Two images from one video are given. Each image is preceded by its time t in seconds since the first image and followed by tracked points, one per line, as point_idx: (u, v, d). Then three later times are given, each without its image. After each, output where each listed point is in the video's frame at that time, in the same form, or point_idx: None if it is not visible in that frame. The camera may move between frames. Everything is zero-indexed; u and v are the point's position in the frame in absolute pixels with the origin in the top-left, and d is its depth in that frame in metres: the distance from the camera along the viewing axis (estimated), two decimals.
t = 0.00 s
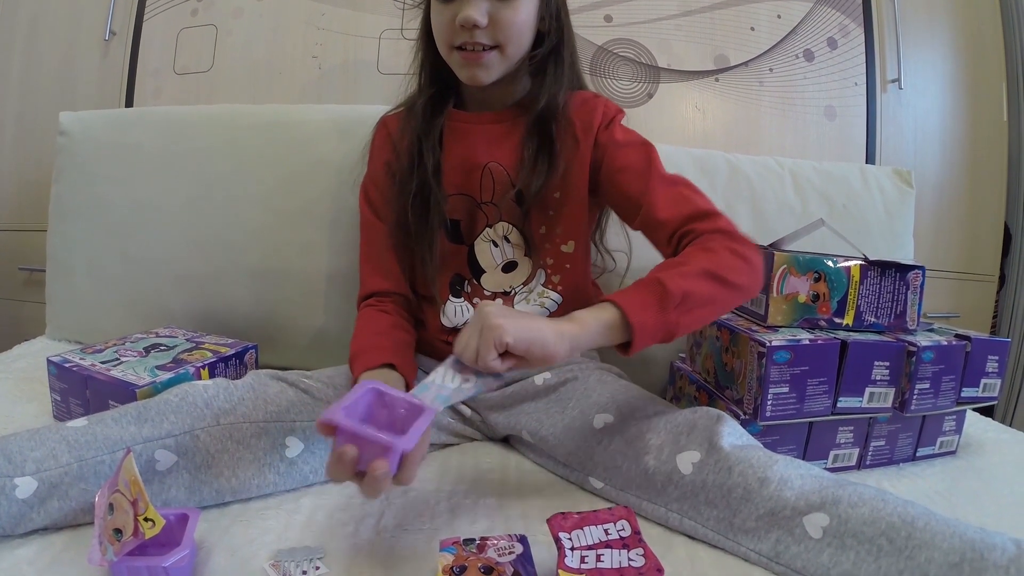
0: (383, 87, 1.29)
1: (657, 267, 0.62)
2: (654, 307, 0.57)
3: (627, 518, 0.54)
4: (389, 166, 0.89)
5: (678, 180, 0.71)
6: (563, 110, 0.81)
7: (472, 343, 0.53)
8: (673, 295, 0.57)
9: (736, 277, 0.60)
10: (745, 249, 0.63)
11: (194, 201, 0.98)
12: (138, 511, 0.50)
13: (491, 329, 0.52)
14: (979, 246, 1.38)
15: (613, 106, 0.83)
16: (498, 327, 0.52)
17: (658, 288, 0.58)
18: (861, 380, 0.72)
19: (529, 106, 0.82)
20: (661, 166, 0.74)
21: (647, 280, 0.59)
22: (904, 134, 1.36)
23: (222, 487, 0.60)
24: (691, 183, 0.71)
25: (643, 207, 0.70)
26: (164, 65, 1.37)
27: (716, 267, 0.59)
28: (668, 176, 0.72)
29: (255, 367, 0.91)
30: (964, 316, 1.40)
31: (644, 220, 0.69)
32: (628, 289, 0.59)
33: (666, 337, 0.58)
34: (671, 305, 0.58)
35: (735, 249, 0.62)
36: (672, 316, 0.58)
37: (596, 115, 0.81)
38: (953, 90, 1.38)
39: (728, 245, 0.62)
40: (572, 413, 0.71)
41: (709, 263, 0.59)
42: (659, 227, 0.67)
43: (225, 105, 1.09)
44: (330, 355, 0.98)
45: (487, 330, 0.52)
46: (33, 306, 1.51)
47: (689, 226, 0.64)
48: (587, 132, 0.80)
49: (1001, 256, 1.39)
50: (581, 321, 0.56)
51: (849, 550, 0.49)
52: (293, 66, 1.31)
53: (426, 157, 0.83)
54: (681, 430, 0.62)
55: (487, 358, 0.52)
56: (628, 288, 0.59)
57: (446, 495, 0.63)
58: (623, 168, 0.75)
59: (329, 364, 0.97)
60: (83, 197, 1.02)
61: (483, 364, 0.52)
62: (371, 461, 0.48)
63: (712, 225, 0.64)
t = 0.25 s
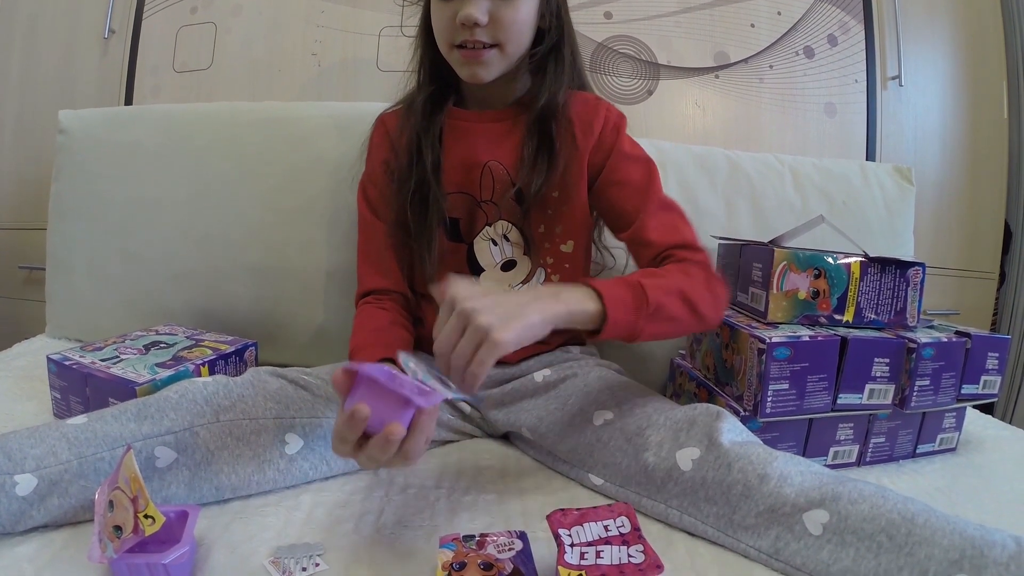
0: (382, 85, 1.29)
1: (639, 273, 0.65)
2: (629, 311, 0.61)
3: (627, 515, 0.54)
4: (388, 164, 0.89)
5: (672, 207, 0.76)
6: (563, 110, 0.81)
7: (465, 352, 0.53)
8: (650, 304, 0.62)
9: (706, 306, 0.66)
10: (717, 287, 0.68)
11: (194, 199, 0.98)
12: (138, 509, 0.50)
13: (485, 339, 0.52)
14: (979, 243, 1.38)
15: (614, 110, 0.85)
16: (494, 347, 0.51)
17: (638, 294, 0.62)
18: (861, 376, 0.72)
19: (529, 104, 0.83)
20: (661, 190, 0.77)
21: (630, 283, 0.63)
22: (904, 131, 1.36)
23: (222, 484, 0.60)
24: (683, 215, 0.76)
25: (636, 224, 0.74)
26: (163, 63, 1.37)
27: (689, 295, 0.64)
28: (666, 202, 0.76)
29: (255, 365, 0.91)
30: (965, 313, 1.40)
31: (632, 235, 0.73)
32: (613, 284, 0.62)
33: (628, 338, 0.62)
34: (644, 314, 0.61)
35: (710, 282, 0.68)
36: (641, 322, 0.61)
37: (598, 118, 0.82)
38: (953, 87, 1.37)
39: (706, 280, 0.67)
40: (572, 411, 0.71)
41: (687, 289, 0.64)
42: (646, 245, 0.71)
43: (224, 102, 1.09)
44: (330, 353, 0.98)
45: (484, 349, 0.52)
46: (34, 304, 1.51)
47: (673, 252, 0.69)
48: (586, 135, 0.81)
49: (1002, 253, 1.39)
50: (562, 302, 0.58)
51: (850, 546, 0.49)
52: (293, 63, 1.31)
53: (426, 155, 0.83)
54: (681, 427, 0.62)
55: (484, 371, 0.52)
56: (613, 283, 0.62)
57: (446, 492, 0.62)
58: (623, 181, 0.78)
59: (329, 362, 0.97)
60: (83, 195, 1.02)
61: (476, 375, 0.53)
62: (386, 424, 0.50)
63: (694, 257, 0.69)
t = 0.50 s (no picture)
0: (381, 85, 1.29)
1: (611, 295, 0.65)
2: (606, 333, 0.60)
3: (626, 516, 0.54)
4: (388, 164, 0.89)
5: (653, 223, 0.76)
6: (562, 110, 0.81)
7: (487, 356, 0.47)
8: (624, 330, 0.61)
9: (669, 328, 0.66)
10: (680, 311, 0.69)
11: (194, 200, 0.98)
12: (138, 510, 0.50)
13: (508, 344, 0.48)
14: (979, 243, 1.38)
15: (613, 114, 0.85)
16: (478, 353, 0.45)
17: (613, 317, 0.61)
18: (861, 377, 0.72)
19: (529, 104, 0.82)
20: (646, 204, 0.78)
21: (608, 306, 0.62)
22: (904, 131, 1.36)
23: (222, 484, 0.60)
24: (661, 230, 0.77)
25: (615, 236, 0.75)
26: (162, 63, 1.36)
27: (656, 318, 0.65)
28: (650, 217, 0.76)
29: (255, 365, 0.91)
30: (964, 313, 1.40)
31: (611, 245, 0.75)
32: (590, 305, 0.61)
33: (599, 362, 0.60)
34: (618, 337, 0.61)
35: (675, 303, 0.69)
36: (614, 347, 0.60)
37: (597, 120, 0.83)
38: (953, 87, 1.37)
39: (672, 304, 0.68)
40: (571, 411, 0.70)
41: (654, 312, 0.65)
42: (619, 257, 0.73)
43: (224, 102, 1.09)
44: (329, 353, 0.98)
45: (467, 356, 0.46)
46: (33, 304, 1.51)
47: (641, 269, 0.71)
48: (584, 136, 0.81)
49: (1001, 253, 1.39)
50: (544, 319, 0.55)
51: (849, 547, 0.49)
52: (292, 63, 1.31)
53: (425, 154, 0.83)
54: (681, 428, 0.62)
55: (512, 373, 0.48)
56: (590, 304, 0.61)
57: (445, 493, 0.62)
58: (612, 188, 0.79)
59: (329, 362, 0.97)
60: (82, 195, 1.02)
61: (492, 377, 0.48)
62: (390, 415, 0.49)
63: (662, 279, 0.70)
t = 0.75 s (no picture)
0: (381, 84, 1.29)
1: (603, 305, 0.65)
2: (597, 345, 0.60)
3: (625, 515, 0.54)
4: (387, 164, 0.89)
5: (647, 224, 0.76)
6: (561, 110, 0.81)
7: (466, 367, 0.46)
8: (616, 339, 0.61)
9: (665, 333, 0.66)
10: (677, 315, 0.69)
11: (193, 199, 0.98)
12: (138, 509, 0.49)
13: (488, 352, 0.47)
14: (978, 244, 1.38)
15: (612, 115, 0.85)
16: (454, 353, 0.45)
17: (604, 329, 0.61)
18: (860, 377, 0.72)
19: (529, 104, 0.82)
20: (643, 203, 0.78)
21: (598, 317, 0.62)
22: (904, 131, 1.36)
23: (221, 483, 0.60)
24: (656, 230, 0.77)
25: (612, 236, 0.74)
26: (162, 63, 1.36)
27: (651, 324, 0.64)
28: (645, 217, 0.76)
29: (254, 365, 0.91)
30: (964, 313, 1.40)
31: (608, 244, 0.74)
32: (580, 317, 0.61)
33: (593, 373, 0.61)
34: (611, 348, 0.60)
35: (671, 304, 0.69)
36: (606, 358, 0.60)
37: (596, 121, 0.83)
38: (953, 87, 1.37)
39: (668, 307, 0.68)
40: (570, 412, 0.70)
41: (649, 319, 0.64)
42: (613, 259, 0.73)
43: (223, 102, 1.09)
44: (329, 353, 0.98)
45: (444, 359, 0.46)
46: (33, 304, 1.51)
47: (635, 272, 0.71)
48: (583, 137, 0.81)
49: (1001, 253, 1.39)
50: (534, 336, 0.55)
51: (848, 547, 0.49)
52: (292, 63, 1.31)
53: (425, 154, 0.83)
54: (680, 428, 0.62)
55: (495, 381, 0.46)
56: (579, 317, 0.61)
57: (444, 493, 0.62)
58: (608, 189, 0.78)
59: (328, 362, 0.97)
60: (82, 194, 1.02)
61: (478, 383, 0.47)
62: (389, 419, 0.50)
63: (658, 282, 0.70)
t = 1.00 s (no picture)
0: (381, 86, 1.29)
1: (613, 308, 0.65)
2: (609, 347, 0.60)
3: (625, 518, 0.54)
4: (388, 167, 0.89)
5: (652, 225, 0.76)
6: (562, 114, 0.81)
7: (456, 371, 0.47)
8: (628, 340, 0.61)
9: (676, 333, 0.66)
10: (687, 315, 0.69)
11: (194, 201, 0.98)
12: (138, 511, 0.49)
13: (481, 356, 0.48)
14: (978, 246, 1.38)
15: (613, 119, 0.85)
16: (444, 362, 0.46)
17: (615, 330, 0.61)
18: (859, 380, 0.72)
19: (530, 108, 0.83)
20: (646, 205, 0.78)
21: (609, 319, 0.62)
22: (903, 133, 1.36)
23: (221, 486, 0.60)
24: (660, 231, 0.77)
25: (615, 240, 0.75)
26: (162, 65, 1.37)
27: (662, 324, 0.64)
28: (649, 219, 0.76)
29: (254, 367, 0.91)
30: (963, 316, 1.40)
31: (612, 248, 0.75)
32: (590, 321, 0.61)
33: (607, 376, 0.60)
34: (623, 349, 0.60)
35: (679, 306, 0.69)
36: (619, 360, 0.60)
37: (597, 125, 0.83)
38: (952, 90, 1.38)
39: (678, 308, 0.68)
40: (570, 416, 0.71)
41: (659, 320, 0.65)
42: (620, 262, 0.73)
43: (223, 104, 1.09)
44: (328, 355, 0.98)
45: (436, 369, 0.46)
46: (33, 305, 1.51)
47: (643, 274, 0.71)
48: (584, 141, 0.81)
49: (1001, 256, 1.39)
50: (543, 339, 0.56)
51: (848, 550, 0.49)
52: (292, 65, 1.31)
53: (426, 158, 0.83)
54: (680, 431, 0.62)
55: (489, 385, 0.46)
56: (589, 320, 0.61)
57: (444, 496, 0.63)
58: (611, 193, 0.78)
59: (328, 364, 0.97)
60: (82, 196, 1.02)
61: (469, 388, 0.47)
62: (392, 430, 0.50)
63: (667, 283, 0.70)
